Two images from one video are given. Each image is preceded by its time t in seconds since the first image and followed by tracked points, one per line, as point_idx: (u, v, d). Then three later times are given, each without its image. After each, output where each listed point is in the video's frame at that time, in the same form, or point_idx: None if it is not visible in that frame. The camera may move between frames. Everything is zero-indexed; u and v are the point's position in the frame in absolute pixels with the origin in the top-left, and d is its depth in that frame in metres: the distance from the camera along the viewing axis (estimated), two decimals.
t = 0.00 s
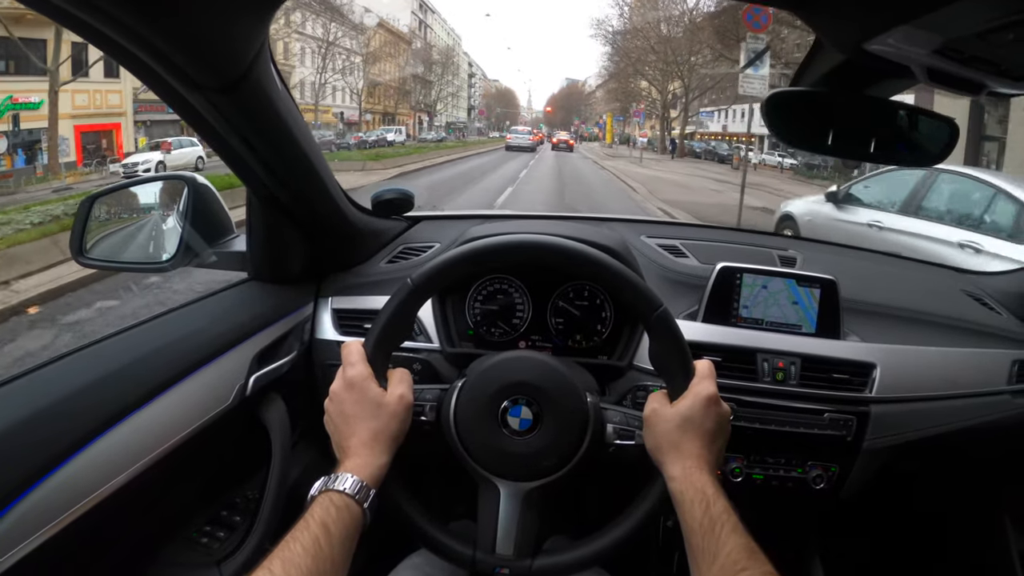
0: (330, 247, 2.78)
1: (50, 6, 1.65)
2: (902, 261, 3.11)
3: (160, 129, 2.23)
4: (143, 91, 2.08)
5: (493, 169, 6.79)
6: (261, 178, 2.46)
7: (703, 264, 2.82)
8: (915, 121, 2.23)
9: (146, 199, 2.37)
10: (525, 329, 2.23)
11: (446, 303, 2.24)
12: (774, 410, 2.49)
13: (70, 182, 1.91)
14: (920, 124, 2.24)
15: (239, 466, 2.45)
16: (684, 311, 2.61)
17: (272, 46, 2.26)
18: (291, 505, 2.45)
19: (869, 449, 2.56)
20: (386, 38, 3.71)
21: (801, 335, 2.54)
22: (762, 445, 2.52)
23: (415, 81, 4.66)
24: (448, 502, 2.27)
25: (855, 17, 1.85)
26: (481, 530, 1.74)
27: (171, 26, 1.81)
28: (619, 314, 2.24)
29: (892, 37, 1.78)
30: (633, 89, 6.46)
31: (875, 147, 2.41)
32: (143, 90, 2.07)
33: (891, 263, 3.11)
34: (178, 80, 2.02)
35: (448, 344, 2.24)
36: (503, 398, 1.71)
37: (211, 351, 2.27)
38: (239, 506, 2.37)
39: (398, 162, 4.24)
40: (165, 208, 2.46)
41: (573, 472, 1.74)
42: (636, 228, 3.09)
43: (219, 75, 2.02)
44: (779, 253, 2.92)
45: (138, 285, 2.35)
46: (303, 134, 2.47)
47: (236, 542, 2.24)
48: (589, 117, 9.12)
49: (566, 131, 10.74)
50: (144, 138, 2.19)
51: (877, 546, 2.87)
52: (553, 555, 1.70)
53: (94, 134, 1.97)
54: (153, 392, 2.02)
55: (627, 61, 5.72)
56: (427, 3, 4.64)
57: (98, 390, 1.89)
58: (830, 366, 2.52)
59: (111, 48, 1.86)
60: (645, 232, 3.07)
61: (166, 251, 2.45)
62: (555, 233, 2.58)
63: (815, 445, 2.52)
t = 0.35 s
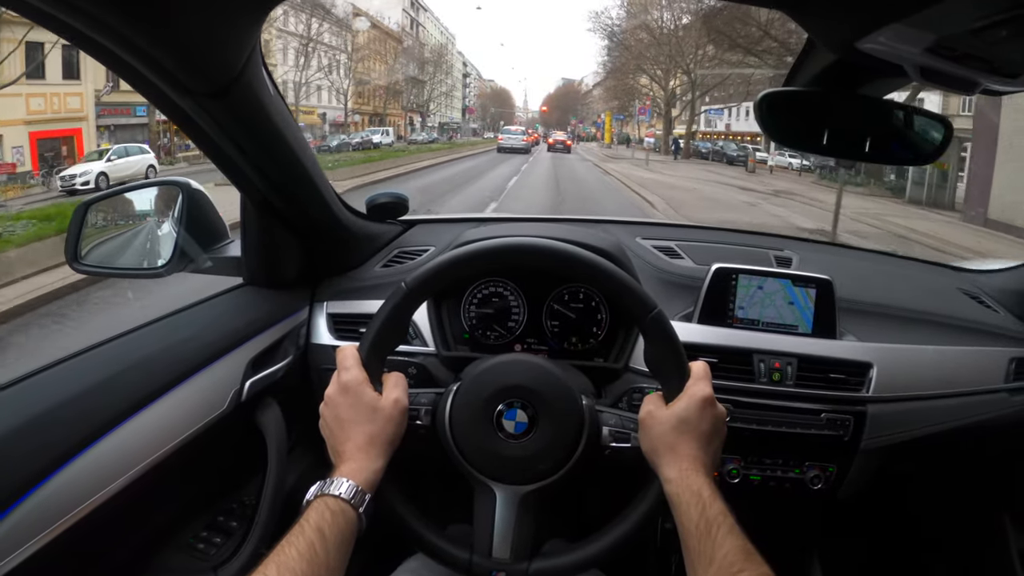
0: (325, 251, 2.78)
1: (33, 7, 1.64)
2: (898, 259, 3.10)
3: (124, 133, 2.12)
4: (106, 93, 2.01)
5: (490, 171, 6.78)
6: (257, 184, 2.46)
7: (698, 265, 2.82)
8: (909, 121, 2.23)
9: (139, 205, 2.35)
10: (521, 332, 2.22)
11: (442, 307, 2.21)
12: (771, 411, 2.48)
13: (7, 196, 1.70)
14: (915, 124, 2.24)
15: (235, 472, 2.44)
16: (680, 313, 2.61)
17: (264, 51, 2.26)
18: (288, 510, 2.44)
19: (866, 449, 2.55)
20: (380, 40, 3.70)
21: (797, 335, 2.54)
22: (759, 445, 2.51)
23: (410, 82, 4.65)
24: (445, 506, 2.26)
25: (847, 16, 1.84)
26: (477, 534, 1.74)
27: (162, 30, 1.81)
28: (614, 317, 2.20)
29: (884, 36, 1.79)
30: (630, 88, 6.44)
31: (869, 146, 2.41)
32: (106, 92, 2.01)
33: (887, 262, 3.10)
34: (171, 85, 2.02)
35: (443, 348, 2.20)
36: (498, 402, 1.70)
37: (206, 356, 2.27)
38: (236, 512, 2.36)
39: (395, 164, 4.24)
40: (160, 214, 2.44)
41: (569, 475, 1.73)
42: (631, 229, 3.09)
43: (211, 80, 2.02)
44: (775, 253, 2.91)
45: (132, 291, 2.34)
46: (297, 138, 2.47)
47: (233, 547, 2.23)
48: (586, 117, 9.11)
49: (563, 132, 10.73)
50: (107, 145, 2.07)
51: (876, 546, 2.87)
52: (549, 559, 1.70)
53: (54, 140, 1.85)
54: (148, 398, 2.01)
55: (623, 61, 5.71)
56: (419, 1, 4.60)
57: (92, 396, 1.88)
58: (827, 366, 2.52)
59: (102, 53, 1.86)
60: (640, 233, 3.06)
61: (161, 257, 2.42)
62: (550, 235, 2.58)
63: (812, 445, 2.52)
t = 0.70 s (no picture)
0: (308, 254, 2.77)
1: (9, 10, 1.60)
2: (873, 253, 3.16)
3: (61, 138, 1.91)
4: (43, 94, 1.80)
5: (467, 168, 6.77)
6: (240, 189, 2.47)
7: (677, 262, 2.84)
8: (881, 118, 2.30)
9: (120, 209, 2.33)
10: (503, 330, 2.24)
11: (424, 307, 2.24)
12: (752, 404, 2.53)
13: None
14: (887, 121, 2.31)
15: (221, 477, 2.43)
16: (659, 309, 2.64)
17: (246, 56, 2.26)
18: (276, 514, 2.44)
19: (845, 440, 2.61)
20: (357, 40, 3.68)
21: (775, 329, 2.58)
22: (740, 438, 2.55)
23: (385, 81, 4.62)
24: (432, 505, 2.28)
25: (824, 19, 1.88)
26: (466, 532, 1.76)
27: (144, 34, 1.81)
28: (595, 315, 2.24)
29: (860, 40, 1.83)
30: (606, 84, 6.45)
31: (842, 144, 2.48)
32: (41, 95, 1.79)
33: (862, 256, 3.16)
34: (153, 90, 2.02)
35: (427, 348, 2.22)
36: (483, 401, 1.72)
37: (190, 363, 2.26)
38: (224, 516, 2.36)
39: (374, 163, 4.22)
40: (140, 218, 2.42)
41: (555, 472, 1.75)
42: (609, 227, 3.10)
43: (193, 85, 2.02)
44: (752, 249, 2.95)
45: (113, 296, 2.32)
46: (279, 143, 2.47)
47: (222, 553, 2.23)
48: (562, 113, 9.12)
49: (539, 128, 10.75)
50: (48, 149, 1.86)
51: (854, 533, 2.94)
52: (536, 554, 1.72)
53: None
54: (133, 407, 2.00)
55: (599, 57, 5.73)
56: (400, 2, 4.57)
57: (77, 408, 1.87)
58: (805, 359, 2.56)
59: (83, 58, 1.85)
60: (619, 231, 3.07)
61: (142, 261, 2.39)
62: (530, 234, 2.59)
63: (792, 437, 2.56)
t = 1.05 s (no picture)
0: (273, 251, 2.73)
1: None
2: (839, 240, 3.18)
3: None
4: None
5: (435, 161, 6.71)
6: (200, 188, 2.42)
7: (642, 251, 2.83)
8: (849, 105, 2.32)
9: (82, 209, 2.25)
10: (469, 324, 2.20)
11: (389, 302, 2.19)
12: (721, 393, 2.53)
13: None
14: (853, 108, 2.34)
15: (188, 479, 2.38)
16: (625, 299, 2.63)
17: (201, 53, 2.21)
18: (245, 514, 2.40)
19: (813, 426, 2.62)
20: (317, 32, 3.61)
21: (742, 317, 2.59)
22: (709, 426, 2.56)
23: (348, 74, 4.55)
24: (402, 501, 2.25)
25: (786, 8, 1.88)
26: (434, 528, 1.73)
27: (97, 35, 1.75)
28: (561, 307, 2.20)
29: (821, 28, 1.83)
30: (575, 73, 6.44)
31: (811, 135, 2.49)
32: None
33: (828, 243, 3.18)
34: (106, 91, 1.96)
35: (393, 343, 2.16)
36: (448, 396, 1.70)
37: (152, 365, 2.20)
38: (194, 519, 2.32)
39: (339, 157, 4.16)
40: (103, 218, 2.34)
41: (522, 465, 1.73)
42: (575, 218, 3.07)
43: (147, 84, 1.97)
44: (718, 238, 2.95)
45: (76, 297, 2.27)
46: (239, 141, 2.43)
47: (193, 556, 2.20)
48: (531, 105, 9.09)
49: (509, 121, 10.70)
50: None
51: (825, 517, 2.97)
52: (505, 548, 1.71)
53: None
54: (93, 413, 1.95)
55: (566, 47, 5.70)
56: None
57: (34, 416, 1.82)
58: (772, 347, 2.57)
59: (29, 58, 1.78)
60: (584, 222, 3.05)
61: (104, 263, 2.32)
62: (495, 226, 2.56)
63: (760, 424, 2.57)
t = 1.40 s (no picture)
0: (174, 194, 2.58)
1: None
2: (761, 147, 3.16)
3: None
4: None
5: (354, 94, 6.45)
6: (88, 139, 2.25)
7: (555, 163, 2.69)
8: (769, 8, 2.31)
9: None
10: (378, 249, 2.15)
11: (295, 233, 2.13)
12: (638, 301, 2.53)
13: None
14: (772, 10, 2.33)
15: (109, 439, 2.27)
16: (538, 213, 2.56)
17: None
18: (166, 468, 2.33)
19: (736, 329, 2.64)
20: None
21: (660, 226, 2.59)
22: (630, 336, 2.57)
23: None
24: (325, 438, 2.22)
25: None
26: (347, 456, 1.69)
27: None
28: (470, 223, 2.18)
29: None
30: None
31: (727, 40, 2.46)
32: None
33: (750, 150, 3.15)
34: None
35: (301, 276, 2.09)
36: (349, 317, 1.64)
37: (47, 321, 2.05)
38: (117, 479, 2.23)
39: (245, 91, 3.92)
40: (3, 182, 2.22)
41: (431, 387, 1.69)
42: (486, 134, 2.87)
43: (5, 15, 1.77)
44: (635, 147, 2.88)
45: None
46: (123, 82, 2.25)
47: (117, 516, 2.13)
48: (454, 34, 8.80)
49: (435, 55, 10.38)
50: None
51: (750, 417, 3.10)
52: (422, 473, 1.70)
53: None
54: None
55: None
56: None
57: None
58: (690, 253, 2.57)
59: None
60: (496, 137, 2.85)
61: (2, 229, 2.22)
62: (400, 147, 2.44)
63: (681, 331, 2.58)
